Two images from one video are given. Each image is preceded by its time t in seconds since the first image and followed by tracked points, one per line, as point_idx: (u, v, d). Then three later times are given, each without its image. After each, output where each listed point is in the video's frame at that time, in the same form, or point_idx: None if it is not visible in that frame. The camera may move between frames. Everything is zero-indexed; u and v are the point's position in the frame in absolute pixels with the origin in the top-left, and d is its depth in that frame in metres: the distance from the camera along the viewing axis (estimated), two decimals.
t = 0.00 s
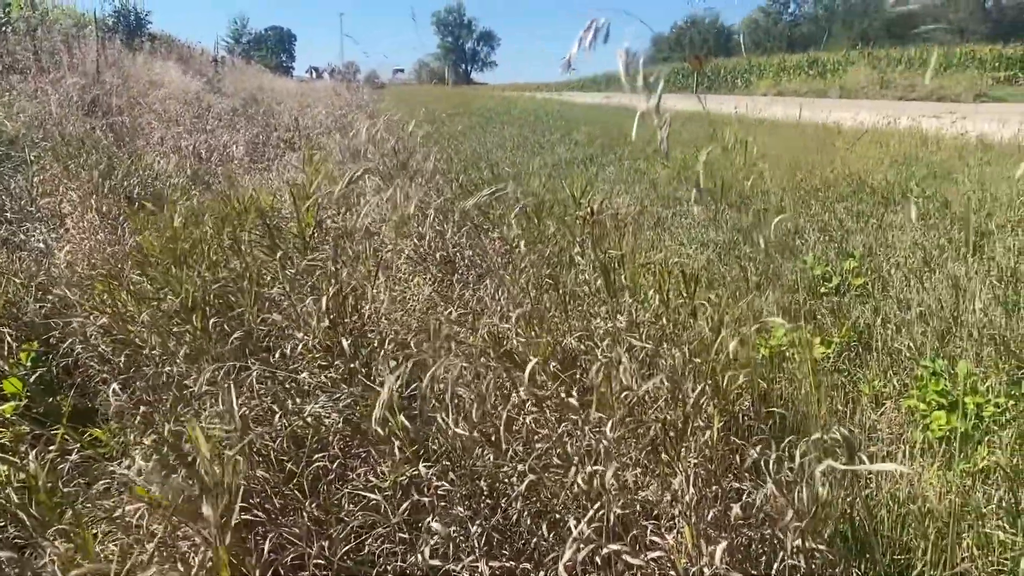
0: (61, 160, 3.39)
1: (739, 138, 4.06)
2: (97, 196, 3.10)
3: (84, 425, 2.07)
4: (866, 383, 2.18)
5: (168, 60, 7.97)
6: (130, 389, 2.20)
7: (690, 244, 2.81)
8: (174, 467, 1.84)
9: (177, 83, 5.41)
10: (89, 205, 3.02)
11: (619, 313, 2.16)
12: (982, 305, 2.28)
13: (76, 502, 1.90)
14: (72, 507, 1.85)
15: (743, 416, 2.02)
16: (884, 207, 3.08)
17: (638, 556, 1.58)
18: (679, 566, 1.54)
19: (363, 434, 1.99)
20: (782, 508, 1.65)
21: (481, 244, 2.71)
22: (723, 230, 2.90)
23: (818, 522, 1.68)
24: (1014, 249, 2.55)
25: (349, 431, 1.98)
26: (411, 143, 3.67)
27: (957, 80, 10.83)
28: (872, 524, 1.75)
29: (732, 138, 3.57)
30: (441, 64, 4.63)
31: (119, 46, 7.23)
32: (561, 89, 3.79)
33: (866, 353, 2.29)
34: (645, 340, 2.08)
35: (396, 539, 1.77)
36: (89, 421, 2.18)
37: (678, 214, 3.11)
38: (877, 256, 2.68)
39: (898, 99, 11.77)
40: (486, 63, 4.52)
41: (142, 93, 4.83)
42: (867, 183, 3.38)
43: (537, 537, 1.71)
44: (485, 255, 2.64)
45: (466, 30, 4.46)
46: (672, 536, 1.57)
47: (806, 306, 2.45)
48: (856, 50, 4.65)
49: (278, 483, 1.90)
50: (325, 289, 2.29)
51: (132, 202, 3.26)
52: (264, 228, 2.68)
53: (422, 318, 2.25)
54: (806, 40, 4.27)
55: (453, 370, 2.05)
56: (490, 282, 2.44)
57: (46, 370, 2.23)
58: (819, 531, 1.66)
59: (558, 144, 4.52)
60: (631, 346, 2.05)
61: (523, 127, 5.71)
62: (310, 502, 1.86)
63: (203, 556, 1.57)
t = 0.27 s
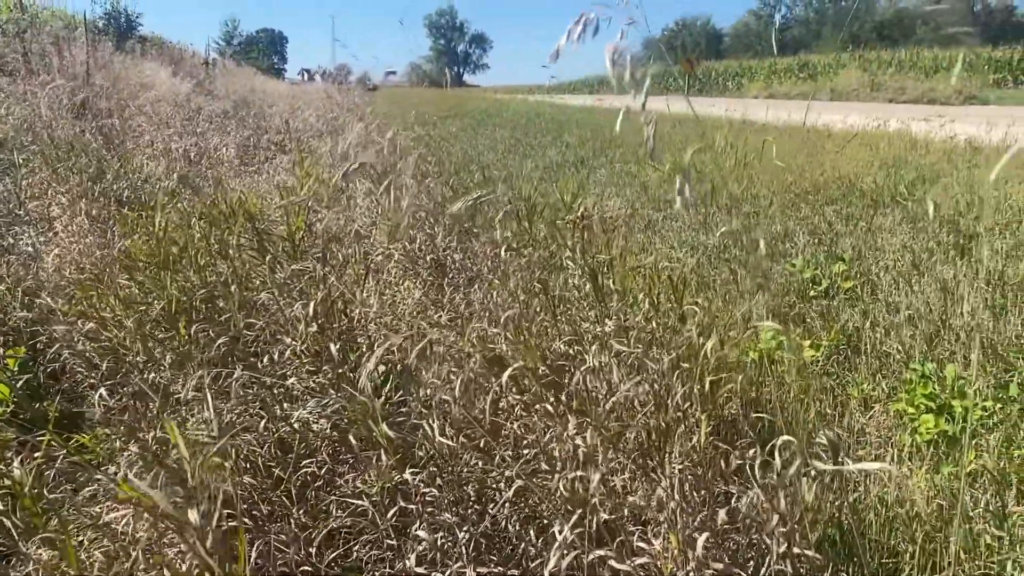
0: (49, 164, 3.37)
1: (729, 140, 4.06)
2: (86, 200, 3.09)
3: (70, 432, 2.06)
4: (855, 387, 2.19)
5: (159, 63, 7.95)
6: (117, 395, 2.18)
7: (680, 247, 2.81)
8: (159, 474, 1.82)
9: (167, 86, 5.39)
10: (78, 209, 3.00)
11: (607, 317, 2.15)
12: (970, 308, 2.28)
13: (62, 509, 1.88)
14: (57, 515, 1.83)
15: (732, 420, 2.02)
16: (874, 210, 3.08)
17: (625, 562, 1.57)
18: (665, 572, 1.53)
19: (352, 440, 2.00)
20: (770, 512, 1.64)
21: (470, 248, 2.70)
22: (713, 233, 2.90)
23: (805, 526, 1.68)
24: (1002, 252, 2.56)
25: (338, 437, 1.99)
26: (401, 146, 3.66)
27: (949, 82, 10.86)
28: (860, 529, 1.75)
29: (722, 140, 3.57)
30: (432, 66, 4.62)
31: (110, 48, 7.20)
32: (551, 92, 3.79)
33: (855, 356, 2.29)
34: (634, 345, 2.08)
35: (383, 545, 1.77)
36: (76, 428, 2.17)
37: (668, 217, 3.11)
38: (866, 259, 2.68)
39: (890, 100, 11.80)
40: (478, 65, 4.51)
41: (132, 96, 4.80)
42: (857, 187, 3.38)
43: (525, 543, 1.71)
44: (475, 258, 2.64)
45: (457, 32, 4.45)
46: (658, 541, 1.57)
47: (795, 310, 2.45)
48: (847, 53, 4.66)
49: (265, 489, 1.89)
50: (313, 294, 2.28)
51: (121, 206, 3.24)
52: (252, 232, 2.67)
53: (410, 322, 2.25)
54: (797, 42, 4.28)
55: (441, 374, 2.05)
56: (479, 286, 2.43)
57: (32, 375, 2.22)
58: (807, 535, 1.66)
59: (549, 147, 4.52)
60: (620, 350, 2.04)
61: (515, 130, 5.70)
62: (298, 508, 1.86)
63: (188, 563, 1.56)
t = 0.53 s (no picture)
0: (39, 168, 3.35)
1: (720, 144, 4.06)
2: (76, 204, 3.07)
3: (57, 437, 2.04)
4: (844, 391, 2.19)
5: (150, 66, 7.92)
6: (105, 400, 2.16)
7: (671, 251, 2.81)
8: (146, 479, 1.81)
9: (159, 88, 5.37)
10: (69, 212, 2.99)
11: (597, 322, 2.15)
12: (959, 311, 2.29)
13: (48, 516, 1.86)
14: (43, 522, 1.82)
15: (721, 425, 2.02)
16: (864, 213, 3.09)
17: (613, 568, 1.57)
18: None
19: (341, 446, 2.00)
20: (758, 518, 1.64)
21: (461, 252, 2.70)
22: (704, 236, 2.90)
23: (793, 531, 1.68)
24: (991, 256, 2.57)
25: (326, 442, 1.98)
26: (393, 150, 3.66)
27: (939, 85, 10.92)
28: (848, 533, 1.75)
29: (713, 144, 3.57)
30: (425, 69, 4.62)
31: (102, 50, 7.17)
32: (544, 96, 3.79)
33: (844, 360, 2.30)
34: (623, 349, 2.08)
35: (373, 551, 1.76)
36: (64, 433, 2.15)
37: (660, 221, 3.11)
38: (855, 263, 2.68)
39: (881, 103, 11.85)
40: (471, 68, 4.51)
41: (124, 98, 4.79)
42: (847, 191, 3.38)
43: (514, 549, 1.70)
44: (466, 263, 2.64)
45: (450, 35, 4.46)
46: (646, 547, 1.56)
47: (785, 313, 2.46)
48: (838, 56, 4.67)
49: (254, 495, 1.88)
50: (303, 299, 2.27)
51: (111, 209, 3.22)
52: (242, 236, 2.66)
53: (400, 327, 2.24)
54: (788, 45, 4.29)
55: (431, 380, 2.04)
56: (470, 290, 2.43)
57: (19, 380, 2.20)
58: (795, 541, 1.66)
59: (541, 150, 4.52)
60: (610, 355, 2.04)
61: (508, 132, 5.70)
62: (287, 514, 1.85)
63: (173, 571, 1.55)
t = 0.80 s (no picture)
0: (28, 171, 3.33)
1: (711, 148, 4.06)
2: (65, 208, 3.05)
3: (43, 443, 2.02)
4: (833, 395, 2.19)
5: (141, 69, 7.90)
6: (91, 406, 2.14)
7: (662, 256, 2.81)
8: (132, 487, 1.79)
9: (150, 92, 5.35)
10: (58, 216, 2.96)
11: (587, 327, 2.14)
12: (947, 316, 2.30)
13: (32, 524, 1.84)
14: (27, 530, 1.80)
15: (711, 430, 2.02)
16: (853, 217, 3.09)
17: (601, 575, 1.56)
18: None
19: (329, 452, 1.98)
20: (747, 524, 1.63)
21: (452, 256, 2.69)
22: (695, 240, 2.90)
23: (782, 536, 1.67)
24: (979, 260, 2.57)
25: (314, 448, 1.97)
26: (385, 153, 3.64)
27: (929, 90, 10.99)
28: (838, 538, 1.75)
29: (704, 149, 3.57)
30: (418, 73, 4.61)
31: (93, 53, 7.14)
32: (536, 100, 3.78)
33: (833, 365, 2.30)
34: (613, 356, 2.07)
35: (361, 558, 1.75)
36: (50, 439, 2.13)
37: (651, 225, 3.11)
38: (845, 267, 2.68)
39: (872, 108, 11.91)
40: (463, 71, 4.50)
41: (114, 101, 4.76)
42: (837, 195, 3.39)
43: (503, 555, 1.69)
44: (456, 268, 2.63)
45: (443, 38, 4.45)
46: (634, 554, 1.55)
47: (775, 318, 2.46)
48: (829, 61, 4.68)
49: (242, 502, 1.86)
50: (291, 304, 2.26)
51: (101, 213, 3.20)
52: (231, 241, 2.64)
53: (389, 332, 2.23)
54: (779, 50, 4.30)
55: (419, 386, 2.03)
56: (459, 294, 2.42)
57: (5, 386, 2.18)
58: (784, 546, 1.65)
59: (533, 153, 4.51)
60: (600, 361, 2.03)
61: (501, 134, 5.69)
62: (275, 520, 1.84)
63: None
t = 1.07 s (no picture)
0: (17, 176, 3.31)
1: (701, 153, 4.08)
2: (54, 212, 3.03)
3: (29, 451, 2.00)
4: (822, 400, 2.19)
5: (133, 73, 7.88)
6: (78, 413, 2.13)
7: (652, 261, 2.81)
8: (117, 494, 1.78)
9: (142, 96, 5.34)
10: (46, 221, 2.95)
11: (576, 333, 2.14)
12: (935, 321, 2.31)
13: (17, 532, 1.82)
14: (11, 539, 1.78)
15: (700, 436, 2.01)
16: (843, 222, 3.11)
17: None
18: None
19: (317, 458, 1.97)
20: (735, 530, 1.63)
21: (441, 262, 2.69)
22: (686, 245, 2.90)
23: (770, 543, 1.67)
24: (967, 265, 2.58)
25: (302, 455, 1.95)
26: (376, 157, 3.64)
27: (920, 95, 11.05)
28: (826, 543, 1.74)
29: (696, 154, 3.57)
30: (410, 77, 4.61)
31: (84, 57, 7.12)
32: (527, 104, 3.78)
33: (823, 370, 2.30)
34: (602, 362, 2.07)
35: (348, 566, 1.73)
36: (36, 446, 2.11)
37: (641, 230, 3.11)
38: (834, 272, 2.69)
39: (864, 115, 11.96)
40: (456, 75, 4.50)
41: (105, 105, 4.75)
42: (827, 200, 3.40)
43: (492, 563, 1.68)
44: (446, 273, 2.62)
45: (435, 42, 4.46)
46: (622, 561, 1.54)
47: (765, 323, 2.46)
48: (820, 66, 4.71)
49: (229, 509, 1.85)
50: (280, 310, 2.25)
51: (90, 218, 3.18)
52: (220, 246, 2.63)
53: (378, 338, 2.22)
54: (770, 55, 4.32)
55: (408, 392, 2.02)
56: (449, 299, 2.41)
57: None
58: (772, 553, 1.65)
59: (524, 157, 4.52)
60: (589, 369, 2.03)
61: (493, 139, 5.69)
62: (262, 528, 1.82)
63: None
